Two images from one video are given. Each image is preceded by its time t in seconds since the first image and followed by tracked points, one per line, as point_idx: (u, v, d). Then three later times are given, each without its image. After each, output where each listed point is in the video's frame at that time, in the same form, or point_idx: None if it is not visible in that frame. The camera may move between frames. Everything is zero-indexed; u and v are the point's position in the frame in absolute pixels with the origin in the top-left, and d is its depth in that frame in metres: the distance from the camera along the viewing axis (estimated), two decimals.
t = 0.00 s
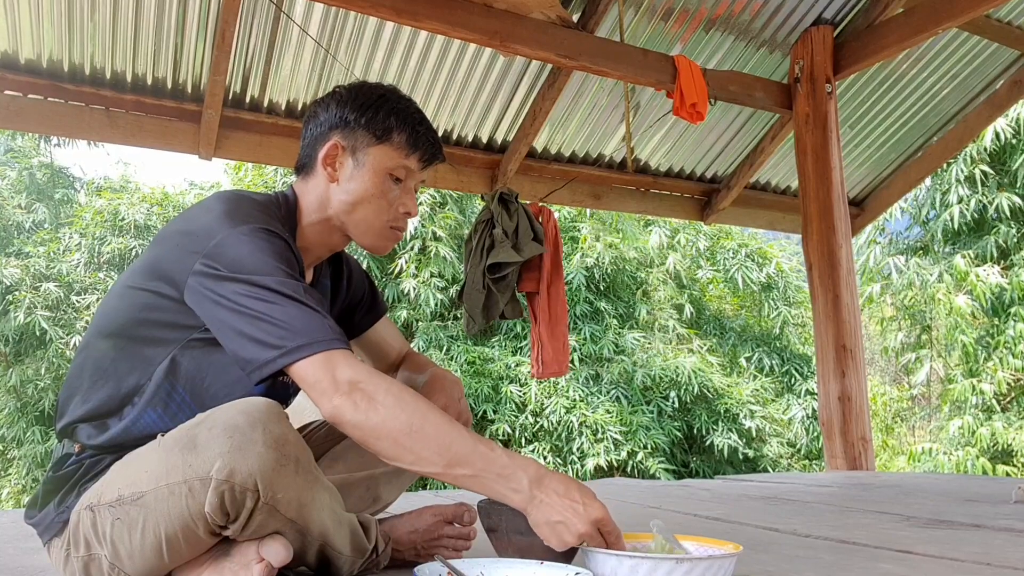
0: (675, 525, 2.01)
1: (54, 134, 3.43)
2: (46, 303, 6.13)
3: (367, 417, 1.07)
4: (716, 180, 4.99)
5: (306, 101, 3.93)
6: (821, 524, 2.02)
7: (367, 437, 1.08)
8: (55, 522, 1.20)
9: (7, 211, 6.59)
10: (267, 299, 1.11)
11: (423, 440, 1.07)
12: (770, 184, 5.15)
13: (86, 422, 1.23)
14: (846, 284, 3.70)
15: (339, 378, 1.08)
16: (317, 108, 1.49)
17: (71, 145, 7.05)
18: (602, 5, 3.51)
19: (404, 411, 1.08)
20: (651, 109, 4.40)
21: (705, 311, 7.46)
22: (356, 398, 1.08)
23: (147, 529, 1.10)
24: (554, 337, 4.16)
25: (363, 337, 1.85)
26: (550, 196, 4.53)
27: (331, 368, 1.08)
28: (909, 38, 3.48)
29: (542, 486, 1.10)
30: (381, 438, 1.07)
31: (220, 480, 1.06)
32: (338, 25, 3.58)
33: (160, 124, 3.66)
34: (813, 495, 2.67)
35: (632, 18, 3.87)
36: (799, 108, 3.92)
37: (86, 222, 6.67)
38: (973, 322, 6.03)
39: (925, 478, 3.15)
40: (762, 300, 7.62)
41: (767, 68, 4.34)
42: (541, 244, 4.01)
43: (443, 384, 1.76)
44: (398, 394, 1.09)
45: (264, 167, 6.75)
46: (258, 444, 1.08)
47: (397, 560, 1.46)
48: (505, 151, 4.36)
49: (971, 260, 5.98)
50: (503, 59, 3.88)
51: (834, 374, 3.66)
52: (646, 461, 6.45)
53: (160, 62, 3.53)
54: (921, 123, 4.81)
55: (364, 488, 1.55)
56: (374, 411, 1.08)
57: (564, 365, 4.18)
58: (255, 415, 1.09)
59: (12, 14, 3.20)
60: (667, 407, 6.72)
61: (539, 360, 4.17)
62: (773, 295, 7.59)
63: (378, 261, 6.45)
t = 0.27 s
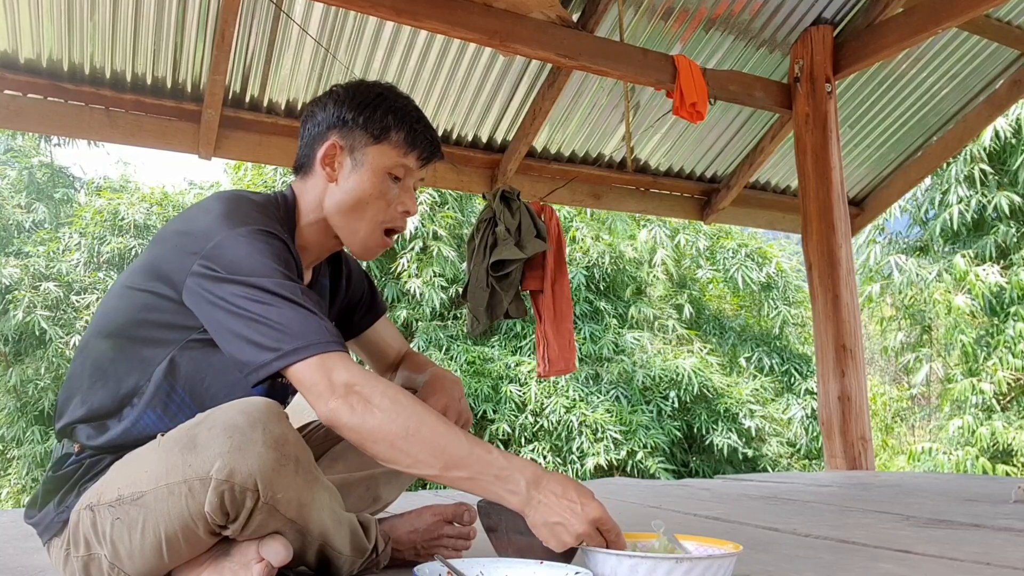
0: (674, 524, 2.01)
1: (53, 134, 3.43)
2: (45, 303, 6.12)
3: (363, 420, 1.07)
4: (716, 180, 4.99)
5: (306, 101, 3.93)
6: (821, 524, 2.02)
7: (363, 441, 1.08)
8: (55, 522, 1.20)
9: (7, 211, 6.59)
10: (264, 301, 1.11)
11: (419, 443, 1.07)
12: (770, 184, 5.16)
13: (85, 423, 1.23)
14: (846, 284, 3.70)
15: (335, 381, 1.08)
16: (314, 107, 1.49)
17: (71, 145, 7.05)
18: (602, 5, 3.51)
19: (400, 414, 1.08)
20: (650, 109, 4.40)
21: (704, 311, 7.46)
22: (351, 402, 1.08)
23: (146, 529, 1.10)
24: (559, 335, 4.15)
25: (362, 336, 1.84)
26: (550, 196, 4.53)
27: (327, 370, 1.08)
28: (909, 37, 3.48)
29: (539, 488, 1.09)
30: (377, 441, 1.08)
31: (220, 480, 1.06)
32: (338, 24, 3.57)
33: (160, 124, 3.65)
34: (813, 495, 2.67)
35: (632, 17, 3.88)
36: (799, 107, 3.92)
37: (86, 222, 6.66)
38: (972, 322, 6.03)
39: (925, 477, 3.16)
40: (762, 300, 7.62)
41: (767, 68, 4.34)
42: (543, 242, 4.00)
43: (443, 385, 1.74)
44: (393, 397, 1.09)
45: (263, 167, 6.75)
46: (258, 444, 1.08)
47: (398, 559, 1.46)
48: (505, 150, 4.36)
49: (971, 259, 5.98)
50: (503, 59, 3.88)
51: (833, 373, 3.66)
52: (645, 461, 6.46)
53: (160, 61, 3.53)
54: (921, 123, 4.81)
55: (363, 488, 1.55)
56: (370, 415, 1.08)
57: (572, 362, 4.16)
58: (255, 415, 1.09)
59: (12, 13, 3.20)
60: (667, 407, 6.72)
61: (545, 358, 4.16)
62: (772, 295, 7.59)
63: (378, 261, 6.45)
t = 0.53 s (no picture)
0: (674, 524, 2.01)
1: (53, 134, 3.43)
2: (45, 302, 6.12)
3: (356, 422, 1.07)
4: (716, 180, 5.00)
5: (306, 101, 3.93)
6: (820, 524, 2.02)
7: (358, 443, 1.08)
8: (55, 522, 1.20)
9: (6, 211, 6.59)
10: (259, 302, 1.11)
11: (413, 445, 1.07)
12: (769, 184, 5.16)
13: (84, 424, 1.23)
14: (846, 283, 3.70)
15: (328, 382, 1.08)
16: (312, 105, 1.48)
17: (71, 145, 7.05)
18: (602, 4, 3.51)
19: (393, 416, 1.07)
20: (650, 109, 4.40)
21: (704, 310, 7.46)
22: (344, 405, 1.07)
23: (146, 529, 1.10)
24: (561, 333, 4.16)
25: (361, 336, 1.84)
26: (550, 196, 4.52)
27: (320, 372, 1.08)
28: (908, 37, 3.48)
29: (534, 490, 1.09)
30: (371, 444, 1.08)
31: (220, 480, 1.06)
32: (338, 24, 3.57)
33: (160, 123, 3.65)
34: (813, 494, 2.68)
35: (632, 17, 3.88)
36: (798, 107, 3.92)
37: (86, 221, 6.66)
38: (972, 322, 6.03)
39: (925, 477, 3.16)
40: (762, 300, 7.62)
41: (767, 68, 4.35)
42: (544, 241, 4.00)
43: (444, 385, 1.73)
44: (386, 398, 1.08)
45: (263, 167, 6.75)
46: (257, 444, 1.07)
47: (398, 559, 1.46)
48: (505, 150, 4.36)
49: (971, 259, 5.97)
50: (503, 59, 3.89)
51: (833, 373, 3.66)
52: (645, 460, 6.47)
53: (160, 61, 3.53)
54: (920, 123, 4.81)
55: (364, 487, 1.55)
56: (363, 417, 1.08)
57: (574, 361, 4.16)
58: (254, 415, 1.09)
59: (12, 13, 3.20)
60: (666, 407, 6.71)
61: (547, 357, 4.16)
62: (772, 295, 7.60)
63: (378, 261, 6.45)
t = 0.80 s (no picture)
0: (673, 524, 2.01)
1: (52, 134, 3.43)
2: (45, 302, 6.12)
3: (349, 423, 1.07)
4: (716, 180, 4.99)
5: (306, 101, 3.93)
6: (820, 524, 2.02)
7: (351, 443, 1.08)
8: (54, 522, 1.20)
9: (6, 211, 6.59)
10: (252, 300, 1.11)
11: (406, 445, 1.07)
12: (769, 184, 5.16)
13: (82, 425, 1.23)
14: (846, 283, 3.70)
15: (320, 382, 1.07)
16: (305, 103, 1.49)
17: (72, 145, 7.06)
18: (602, 4, 3.51)
19: (385, 416, 1.07)
20: (650, 108, 4.40)
21: (704, 310, 7.46)
22: (337, 405, 1.07)
23: (146, 529, 1.10)
24: (563, 332, 4.16)
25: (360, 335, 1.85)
26: (550, 195, 4.53)
27: (312, 372, 1.08)
28: (908, 37, 3.48)
29: (528, 489, 1.08)
30: (364, 443, 1.07)
31: (219, 480, 1.06)
32: (337, 23, 3.57)
33: (159, 123, 3.65)
34: (813, 494, 2.68)
35: (632, 17, 3.88)
36: (798, 106, 3.92)
37: (85, 221, 6.65)
38: (972, 321, 6.02)
39: (925, 477, 3.15)
40: (761, 300, 7.62)
41: (767, 68, 4.35)
42: (544, 240, 4.00)
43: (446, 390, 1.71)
44: (379, 398, 1.08)
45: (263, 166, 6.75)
46: (257, 444, 1.07)
47: (398, 559, 1.46)
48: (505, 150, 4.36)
49: (971, 259, 5.97)
50: (503, 58, 3.89)
51: (833, 373, 3.66)
52: (645, 460, 6.48)
53: (160, 61, 3.53)
54: (920, 122, 4.81)
55: (363, 487, 1.55)
56: (355, 417, 1.07)
57: (575, 360, 4.15)
58: (253, 415, 1.09)
59: (11, 12, 3.19)
60: (666, 406, 6.71)
61: (548, 356, 4.15)
62: (772, 295, 7.60)
63: (377, 261, 6.45)
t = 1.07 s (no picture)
0: (673, 523, 2.01)
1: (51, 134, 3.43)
2: (44, 302, 6.11)
3: (344, 424, 1.07)
4: (715, 180, 4.99)
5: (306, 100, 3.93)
6: (820, 524, 2.02)
7: (348, 443, 1.08)
8: (54, 522, 1.20)
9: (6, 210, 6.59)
10: (249, 302, 1.11)
11: (402, 445, 1.06)
12: (769, 184, 5.16)
13: (81, 427, 1.23)
14: (845, 283, 3.70)
15: (316, 382, 1.07)
16: (288, 100, 1.49)
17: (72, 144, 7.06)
18: (602, 4, 3.50)
19: (381, 416, 1.07)
20: (650, 108, 4.40)
21: (704, 310, 7.46)
22: (332, 406, 1.07)
23: (146, 528, 1.10)
24: (558, 335, 4.15)
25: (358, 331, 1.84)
26: (550, 195, 4.53)
27: (309, 375, 1.08)
28: (908, 37, 3.48)
29: (523, 486, 1.07)
30: (361, 443, 1.07)
31: (219, 480, 1.06)
32: (337, 23, 3.57)
33: (159, 123, 3.65)
34: (812, 494, 2.68)
35: (632, 16, 3.88)
36: (798, 106, 3.92)
37: (85, 221, 6.64)
38: (972, 321, 6.02)
39: (925, 477, 3.15)
40: (761, 300, 7.62)
41: (767, 68, 4.35)
42: (542, 241, 4.00)
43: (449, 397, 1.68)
44: (375, 398, 1.08)
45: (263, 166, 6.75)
46: (256, 444, 1.07)
47: (397, 559, 1.46)
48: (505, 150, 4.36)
49: (971, 259, 5.97)
50: (503, 58, 3.89)
51: (833, 372, 3.66)
52: (645, 459, 6.48)
53: (159, 60, 3.53)
54: (920, 122, 4.81)
55: (363, 487, 1.55)
56: (350, 418, 1.07)
57: (571, 361, 4.15)
58: (253, 415, 1.09)
59: (11, 11, 3.19)
60: (666, 406, 6.70)
61: (542, 358, 4.16)
62: (772, 295, 7.60)
63: (377, 260, 6.44)
